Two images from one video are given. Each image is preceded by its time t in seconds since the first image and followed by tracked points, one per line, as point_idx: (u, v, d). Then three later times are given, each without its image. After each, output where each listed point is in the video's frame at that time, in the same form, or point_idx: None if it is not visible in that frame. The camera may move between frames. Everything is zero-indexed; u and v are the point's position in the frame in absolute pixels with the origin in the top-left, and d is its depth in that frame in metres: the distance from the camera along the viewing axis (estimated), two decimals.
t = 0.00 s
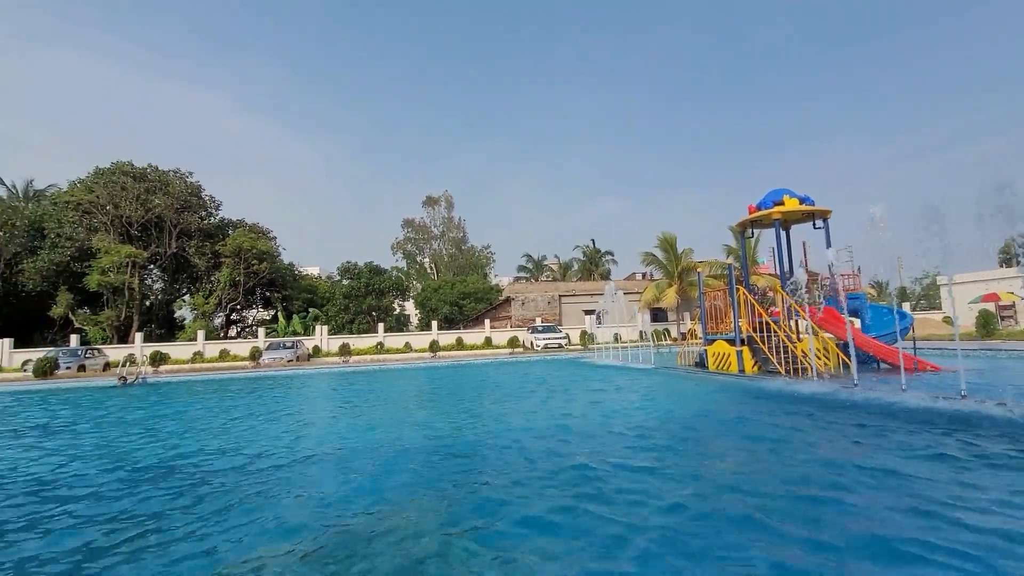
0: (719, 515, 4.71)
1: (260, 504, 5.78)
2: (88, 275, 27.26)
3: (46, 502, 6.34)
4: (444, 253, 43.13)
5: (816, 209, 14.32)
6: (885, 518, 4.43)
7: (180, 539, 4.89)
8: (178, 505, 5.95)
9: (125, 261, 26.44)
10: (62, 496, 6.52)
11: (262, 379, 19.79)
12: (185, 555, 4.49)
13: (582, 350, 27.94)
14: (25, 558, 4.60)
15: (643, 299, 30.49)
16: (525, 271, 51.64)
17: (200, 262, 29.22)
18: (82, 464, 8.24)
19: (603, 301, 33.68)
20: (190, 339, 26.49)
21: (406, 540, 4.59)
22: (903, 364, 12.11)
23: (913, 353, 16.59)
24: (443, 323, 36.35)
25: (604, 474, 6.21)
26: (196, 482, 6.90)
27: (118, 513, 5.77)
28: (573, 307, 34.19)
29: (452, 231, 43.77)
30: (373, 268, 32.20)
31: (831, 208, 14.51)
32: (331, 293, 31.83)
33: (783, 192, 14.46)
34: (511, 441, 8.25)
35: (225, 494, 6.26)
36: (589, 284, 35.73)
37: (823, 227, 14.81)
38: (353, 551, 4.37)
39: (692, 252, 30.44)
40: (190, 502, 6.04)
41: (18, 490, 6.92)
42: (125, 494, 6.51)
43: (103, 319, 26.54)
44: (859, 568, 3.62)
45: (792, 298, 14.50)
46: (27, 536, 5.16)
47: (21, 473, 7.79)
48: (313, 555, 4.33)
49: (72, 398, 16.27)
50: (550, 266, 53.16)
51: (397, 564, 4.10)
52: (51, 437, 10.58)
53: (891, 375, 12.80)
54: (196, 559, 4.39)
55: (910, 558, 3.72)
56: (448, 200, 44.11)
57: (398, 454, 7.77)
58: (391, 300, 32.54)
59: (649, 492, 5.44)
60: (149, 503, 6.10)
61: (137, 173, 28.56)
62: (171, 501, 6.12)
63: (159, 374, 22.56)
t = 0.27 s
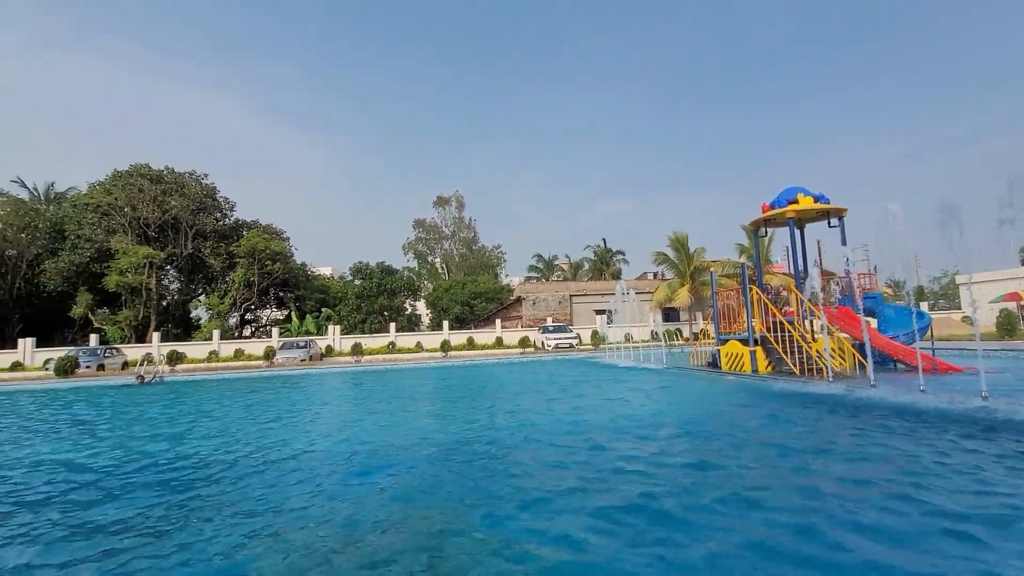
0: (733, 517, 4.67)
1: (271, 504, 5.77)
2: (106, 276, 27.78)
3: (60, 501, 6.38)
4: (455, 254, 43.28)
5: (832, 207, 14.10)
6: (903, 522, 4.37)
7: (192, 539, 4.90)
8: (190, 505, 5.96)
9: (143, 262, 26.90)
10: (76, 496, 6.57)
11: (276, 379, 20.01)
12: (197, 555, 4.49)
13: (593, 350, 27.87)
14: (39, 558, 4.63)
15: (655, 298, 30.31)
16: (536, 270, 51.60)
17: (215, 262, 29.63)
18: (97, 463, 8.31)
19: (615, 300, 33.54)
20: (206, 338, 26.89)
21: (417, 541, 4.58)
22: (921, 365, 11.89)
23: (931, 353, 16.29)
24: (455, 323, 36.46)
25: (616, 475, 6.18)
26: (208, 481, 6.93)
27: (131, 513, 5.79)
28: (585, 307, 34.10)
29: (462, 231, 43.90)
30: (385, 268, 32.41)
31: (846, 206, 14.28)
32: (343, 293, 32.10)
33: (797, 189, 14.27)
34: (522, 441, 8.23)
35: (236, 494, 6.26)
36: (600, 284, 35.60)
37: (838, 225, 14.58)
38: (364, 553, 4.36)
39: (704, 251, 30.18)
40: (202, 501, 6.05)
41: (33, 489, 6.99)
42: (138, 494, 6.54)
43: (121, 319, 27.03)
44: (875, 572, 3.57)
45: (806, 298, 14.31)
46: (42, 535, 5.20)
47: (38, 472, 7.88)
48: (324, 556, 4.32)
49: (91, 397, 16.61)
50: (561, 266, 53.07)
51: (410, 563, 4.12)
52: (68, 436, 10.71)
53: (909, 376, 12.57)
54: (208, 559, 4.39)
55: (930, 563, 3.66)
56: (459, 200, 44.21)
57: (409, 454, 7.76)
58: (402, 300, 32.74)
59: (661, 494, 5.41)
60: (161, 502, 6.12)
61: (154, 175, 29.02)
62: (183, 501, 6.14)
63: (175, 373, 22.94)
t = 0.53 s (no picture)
0: (740, 518, 4.63)
1: (276, 504, 5.76)
2: (117, 276, 28.08)
3: (68, 500, 6.40)
4: (461, 253, 43.33)
5: (841, 206, 13.99)
6: (913, 523, 4.32)
7: (199, 537, 4.92)
8: (196, 504, 5.96)
9: (153, 262, 27.17)
10: (84, 495, 6.59)
11: (284, 378, 20.14)
12: (202, 554, 4.48)
13: (600, 350, 27.81)
14: (44, 557, 4.63)
15: (662, 298, 30.19)
16: (542, 270, 51.56)
17: (224, 262, 29.86)
18: (105, 462, 8.34)
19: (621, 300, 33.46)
20: (215, 338, 27.12)
21: (422, 541, 4.56)
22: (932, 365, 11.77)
23: (943, 353, 16.12)
24: (461, 323, 36.52)
25: (624, 475, 6.16)
26: (214, 480, 6.93)
27: (137, 512, 5.80)
28: (591, 307, 34.02)
29: (469, 231, 43.96)
30: (392, 268, 32.51)
31: (856, 205, 14.16)
32: (350, 292, 32.24)
33: (806, 188, 14.17)
34: (528, 441, 8.21)
35: (242, 494, 6.26)
36: (607, 284, 35.54)
37: (848, 224, 14.46)
38: (369, 552, 4.35)
39: (711, 250, 30.04)
40: (207, 501, 6.05)
41: (41, 487, 7.01)
42: (144, 492, 6.55)
43: (132, 319, 27.32)
44: (886, 574, 3.53)
45: (816, 297, 14.20)
46: (49, 534, 5.21)
47: (46, 471, 7.92)
48: (328, 555, 4.30)
49: (103, 396, 16.79)
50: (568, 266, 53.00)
51: (416, 562, 4.12)
52: (77, 435, 10.78)
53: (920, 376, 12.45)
54: (211, 559, 4.37)
55: (941, 565, 3.61)
56: (465, 200, 44.27)
57: (415, 454, 7.74)
58: (409, 300, 32.85)
59: (668, 494, 5.38)
60: (167, 501, 6.13)
61: (164, 176, 29.29)
62: (188, 500, 6.14)
63: (185, 372, 23.16)
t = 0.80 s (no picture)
0: (749, 519, 4.62)
1: (278, 505, 5.76)
2: (128, 276, 28.38)
3: (74, 500, 6.43)
4: (467, 253, 43.39)
5: (850, 204, 13.88)
6: (922, 524, 4.29)
7: (210, 535, 4.98)
8: (199, 504, 5.97)
9: (163, 263, 27.44)
10: (91, 494, 6.63)
11: (293, 377, 20.28)
12: (204, 555, 4.48)
13: (607, 349, 27.76)
14: (54, 555, 4.68)
15: (669, 297, 30.06)
16: (548, 270, 51.50)
17: (232, 262, 30.09)
18: (112, 461, 8.41)
19: (628, 299, 33.37)
20: (224, 338, 27.35)
21: (426, 540, 4.56)
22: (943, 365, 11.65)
23: (954, 353, 15.94)
24: (467, 322, 36.59)
25: (631, 475, 6.15)
26: (219, 480, 6.95)
27: (143, 511, 5.82)
28: (598, 306, 33.95)
29: (475, 230, 44.01)
30: (399, 268, 32.62)
31: (865, 203, 14.04)
32: (357, 292, 32.37)
33: (814, 187, 14.07)
34: (533, 441, 8.23)
35: (246, 494, 6.26)
36: (613, 283, 35.46)
37: (857, 223, 14.34)
38: (372, 552, 4.35)
39: (719, 250, 29.88)
40: (212, 500, 6.07)
41: (48, 487, 7.06)
42: (149, 493, 6.57)
43: (142, 319, 27.60)
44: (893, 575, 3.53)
45: (824, 296, 14.10)
46: (54, 534, 5.22)
47: (54, 470, 7.98)
48: (331, 556, 4.31)
49: (114, 395, 17.01)
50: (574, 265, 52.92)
51: (424, 561, 4.15)
52: (86, 434, 10.86)
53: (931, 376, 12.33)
54: (212, 560, 4.37)
55: (951, 566, 3.59)
56: (471, 200, 44.31)
57: (419, 454, 7.74)
58: (415, 300, 32.96)
59: (674, 494, 5.38)
60: (172, 501, 6.15)
61: (173, 177, 29.55)
62: (192, 500, 6.15)
63: (195, 372, 23.37)
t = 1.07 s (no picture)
0: (759, 518, 4.61)
1: (285, 504, 5.74)
2: (139, 276, 28.70)
3: (82, 499, 6.44)
4: (474, 252, 43.46)
5: (861, 202, 13.75)
6: (934, 524, 4.26)
7: (221, 532, 5.01)
8: (206, 503, 5.97)
9: (173, 262, 27.73)
10: (99, 493, 6.64)
11: (301, 377, 20.41)
12: (212, 555, 4.47)
13: (614, 349, 27.71)
14: (67, 553, 4.72)
15: (676, 297, 29.94)
16: (555, 269, 51.47)
17: (242, 262, 30.34)
18: (121, 460, 8.44)
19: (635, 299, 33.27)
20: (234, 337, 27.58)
21: (435, 538, 4.58)
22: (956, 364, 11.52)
23: (967, 352, 15.75)
24: (475, 322, 36.65)
25: (638, 474, 6.15)
26: (226, 480, 6.95)
27: (150, 511, 5.82)
28: (605, 305, 33.88)
29: (482, 230, 44.08)
30: (406, 268, 32.74)
31: (876, 201, 13.90)
32: (365, 291, 32.53)
33: (824, 185, 13.95)
34: (541, 441, 8.22)
35: (254, 493, 6.25)
36: (621, 282, 35.37)
37: (867, 221, 14.20)
38: (381, 552, 4.35)
39: (727, 249, 29.72)
40: (219, 500, 6.07)
41: (57, 486, 7.08)
42: (157, 492, 6.57)
43: (153, 318, 27.91)
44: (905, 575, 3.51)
45: (834, 295, 13.98)
46: (63, 533, 5.23)
47: (63, 469, 8.02)
48: (339, 556, 4.29)
49: (126, 394, 17.22)
50: (581, 264, 52.85)
51: (433, 560, 4.15)
52: (96, 433, 10.93)
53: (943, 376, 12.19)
54: (219, 560, 4.35)
55: (964, 566, 3.57)
56: (478, 199, 44.37)
57: (426, 454, 7.72)
58: (423, 299, 33.09)
59: (684, 494, 5.36)
60: (179, 500, 6.14)
61: (183, 178, 29.84)
62: (200, 499, 6.14)
63: (205, 371, 23.59)
